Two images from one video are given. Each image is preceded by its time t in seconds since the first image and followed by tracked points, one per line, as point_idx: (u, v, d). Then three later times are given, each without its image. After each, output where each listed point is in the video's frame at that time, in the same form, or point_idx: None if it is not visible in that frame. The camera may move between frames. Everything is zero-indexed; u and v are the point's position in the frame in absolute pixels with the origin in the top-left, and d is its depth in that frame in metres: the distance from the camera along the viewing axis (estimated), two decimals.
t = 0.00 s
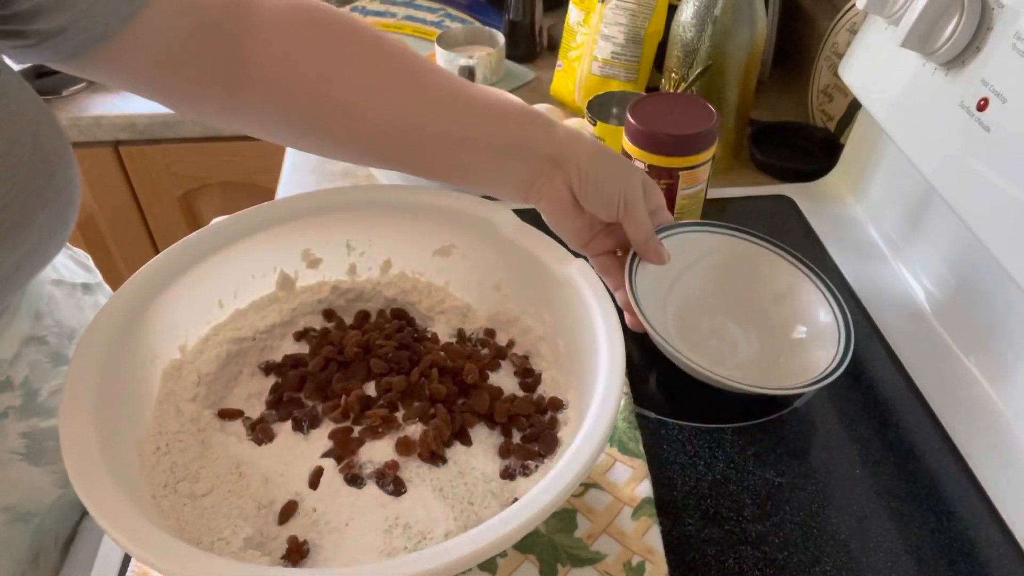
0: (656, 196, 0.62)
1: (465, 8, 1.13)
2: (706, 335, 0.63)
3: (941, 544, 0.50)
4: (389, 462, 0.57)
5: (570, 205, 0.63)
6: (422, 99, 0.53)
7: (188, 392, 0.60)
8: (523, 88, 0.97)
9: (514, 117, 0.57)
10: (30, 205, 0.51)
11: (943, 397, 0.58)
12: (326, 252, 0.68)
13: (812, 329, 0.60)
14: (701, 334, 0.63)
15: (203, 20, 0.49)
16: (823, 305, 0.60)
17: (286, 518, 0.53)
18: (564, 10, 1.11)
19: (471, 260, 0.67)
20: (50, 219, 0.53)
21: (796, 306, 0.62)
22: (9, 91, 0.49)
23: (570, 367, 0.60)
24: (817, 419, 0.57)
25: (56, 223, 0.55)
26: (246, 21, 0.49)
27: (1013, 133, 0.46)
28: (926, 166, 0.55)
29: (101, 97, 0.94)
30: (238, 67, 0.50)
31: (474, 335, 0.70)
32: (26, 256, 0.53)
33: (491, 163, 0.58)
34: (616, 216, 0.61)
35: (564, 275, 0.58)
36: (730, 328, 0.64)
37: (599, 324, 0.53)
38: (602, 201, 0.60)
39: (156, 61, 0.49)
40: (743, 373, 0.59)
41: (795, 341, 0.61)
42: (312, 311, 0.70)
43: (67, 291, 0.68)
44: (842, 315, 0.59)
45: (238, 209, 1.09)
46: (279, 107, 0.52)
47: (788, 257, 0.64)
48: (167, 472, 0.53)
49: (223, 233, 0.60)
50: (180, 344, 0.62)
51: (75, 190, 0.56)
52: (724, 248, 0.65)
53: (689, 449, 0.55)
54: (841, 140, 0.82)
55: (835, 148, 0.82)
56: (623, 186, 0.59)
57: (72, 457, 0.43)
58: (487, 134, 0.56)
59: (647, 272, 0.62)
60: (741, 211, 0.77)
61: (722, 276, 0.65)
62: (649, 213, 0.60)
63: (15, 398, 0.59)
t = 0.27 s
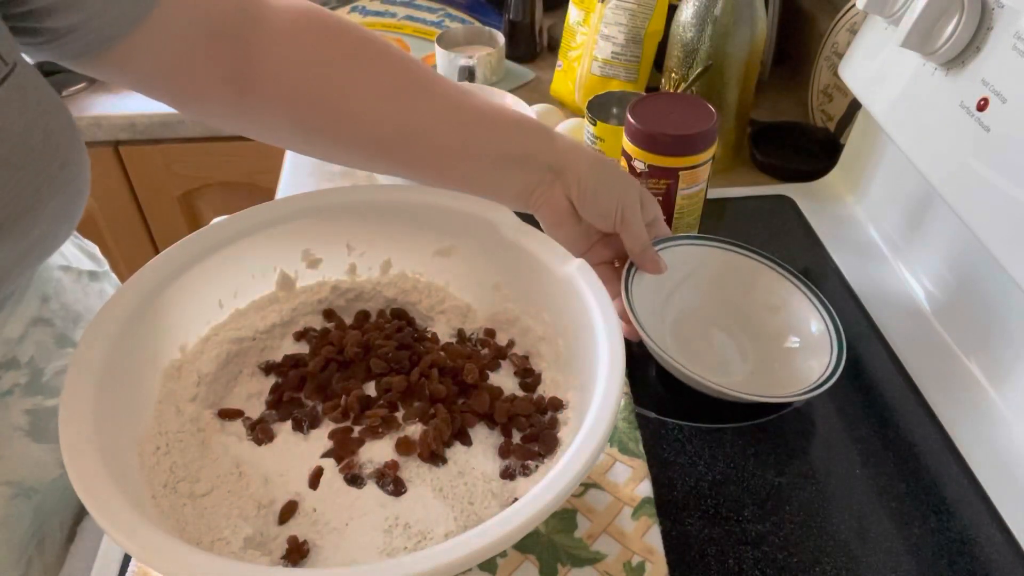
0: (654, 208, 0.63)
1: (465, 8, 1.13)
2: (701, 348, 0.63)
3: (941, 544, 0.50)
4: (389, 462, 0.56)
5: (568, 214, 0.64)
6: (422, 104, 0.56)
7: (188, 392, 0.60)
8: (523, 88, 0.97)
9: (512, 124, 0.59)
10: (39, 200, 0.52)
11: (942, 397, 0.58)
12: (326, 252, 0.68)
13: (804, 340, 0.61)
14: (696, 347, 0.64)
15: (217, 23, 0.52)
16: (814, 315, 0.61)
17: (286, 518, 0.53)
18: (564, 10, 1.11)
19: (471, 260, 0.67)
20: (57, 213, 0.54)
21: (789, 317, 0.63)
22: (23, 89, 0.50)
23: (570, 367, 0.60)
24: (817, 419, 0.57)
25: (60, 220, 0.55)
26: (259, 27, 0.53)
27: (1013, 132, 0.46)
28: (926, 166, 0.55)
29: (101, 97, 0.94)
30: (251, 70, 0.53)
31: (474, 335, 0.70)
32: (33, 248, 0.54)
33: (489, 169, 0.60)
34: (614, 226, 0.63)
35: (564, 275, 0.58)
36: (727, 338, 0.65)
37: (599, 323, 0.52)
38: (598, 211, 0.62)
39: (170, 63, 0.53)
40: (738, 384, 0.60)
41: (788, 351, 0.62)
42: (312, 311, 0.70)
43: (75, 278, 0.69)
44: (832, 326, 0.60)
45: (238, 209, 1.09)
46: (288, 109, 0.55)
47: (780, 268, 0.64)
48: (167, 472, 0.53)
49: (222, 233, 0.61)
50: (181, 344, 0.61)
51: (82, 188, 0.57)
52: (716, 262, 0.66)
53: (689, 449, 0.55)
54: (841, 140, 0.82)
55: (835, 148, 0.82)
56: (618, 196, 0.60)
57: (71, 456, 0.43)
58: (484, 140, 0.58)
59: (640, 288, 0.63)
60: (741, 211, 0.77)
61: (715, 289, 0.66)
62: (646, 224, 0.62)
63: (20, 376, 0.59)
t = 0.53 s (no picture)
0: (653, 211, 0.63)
1: (465, 8, 1.13)
2: (706, 350, 0.63)
3: (941, 544, 0.50)
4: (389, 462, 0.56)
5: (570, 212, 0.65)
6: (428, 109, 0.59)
7: (188, 392, 0.60)
8: (523, 88, 0.97)
9: (515, 127, 0.62)
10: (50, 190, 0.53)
11: (943, 397, 0.58)
12: (326, 252, 0.68)
13: (808, 331, 0.61)
14: (700, 349, 0.64)
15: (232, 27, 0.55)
16: (817, 304, 0.61)
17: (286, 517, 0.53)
18: (564, 11, 1.12)
19: (471, 260, 0.67)
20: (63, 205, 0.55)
21: (789, 309, 0.63)
22: (49, 81, 0.52)
23: (570, 367, 0.60)
24: (817, 419, 0.57)
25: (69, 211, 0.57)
26: (276, 33, 0.56)
27: (1013, 132, 0.46)
28: (926, 166, 0.55)
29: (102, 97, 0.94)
30: (267, 74, 0.57)
31: (474, 335, 0.70)
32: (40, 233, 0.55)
33: (490, 172, 0.63)
34: (615, 228, 0.63)
35: (564, 275, 0.58)
36: (733, 338, 0.64)
37: (599, 323, 0.52)
38: (597, 214, 0.63)
39: (181, 62, 0.55)
40: (744, 381, 0.60)
41: (791, 342, 0.62)
42: (312, 311, 0.70)
43: (88, 260, 0.68)
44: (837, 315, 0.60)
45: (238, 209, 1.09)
46: (299, 109, 0.58)
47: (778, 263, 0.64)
48: (167, 471, 0.53)
49: (223, 232, 0.61)
50: (181, 344, 0.61)
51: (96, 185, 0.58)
52: (711, 261, 0.66)
53: (689, 449, 0.55)
54: (840, 140, 0.82)
55: (835, 148, 0.82)
56: (619, 199, 0.61)
57: (71, 455, 0.43)
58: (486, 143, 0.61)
59: (639, 296, 0.62)
60: (741, 211, 0.77)
61: (712, 287, 0.66)
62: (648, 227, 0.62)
63: (27, 346, 0.59)
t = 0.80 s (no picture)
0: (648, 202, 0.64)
1: (465, 9, 1.14)
2: (710, 347, 0.63)
3: (941, 544, 0.50)
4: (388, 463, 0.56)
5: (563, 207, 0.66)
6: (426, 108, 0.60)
7: (187, 391, 0.60)
8: (523, 88, 0.97)
9: (505, 129, 0.62)
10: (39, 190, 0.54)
11: (943, 397, 0.58)
12: (326, 252, 0.68)
13: (812, 322, 0.61)
14: (705, 345, 0.63)
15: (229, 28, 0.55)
16: (824, 291, 0.62)
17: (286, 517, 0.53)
18: (564, 11, 1.12)
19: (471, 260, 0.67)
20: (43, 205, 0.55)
21: (792, 302, 0.64)
22: (45, 84, 0.53)
23: (570, 366, 0.60)
24: (817, 419, 0.57)
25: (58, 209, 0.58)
26: (272, 34, 0.56)
27: (1013, 133, 0.46)
28: (926, 166, 0.55)
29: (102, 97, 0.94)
30: (262, 73, 0.57)
31: (474, 335, 0.70)
32: (24, 227, 0.56)
33: (491, 169, 0.63)
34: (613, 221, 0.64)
35: (564, 275, 0.58)
36: (737, 334, 0.64)
37: (600, 322, 0.53)
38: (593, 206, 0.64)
39: (179, 68, 0.55)
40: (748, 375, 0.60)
41: (793, 339, 0.62)
42: (312, 311, 0.70)
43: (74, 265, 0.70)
44: (845, 299, 0.60)
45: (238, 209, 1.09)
46: (292, 112, 0.58)
47: (782, 253, 0.65)
48: (167, 471, 0.53)
49: (222, 233, 0.61)
50: (181, 344, 0.61)
51: (83, 189, 0.59)
52: (709, 258, 0.66)
53: (689, 449, 0.55)
54: (840, 140, 0.82)
55: (835, 148, 0.82)
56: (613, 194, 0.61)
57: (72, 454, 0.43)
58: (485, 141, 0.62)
59: (642, 293, 0.63)
60: (741, 211, 0.77)
61: (711, 285, 0.66)
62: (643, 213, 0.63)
63: None
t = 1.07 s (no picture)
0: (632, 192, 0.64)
1: (465, 9, 1.14)
2: (707, 345, 0.63)
3: (941, 544, 0.50)
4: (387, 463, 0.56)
5: (517, 153, 0.67)
6: (311, 52, 0.65)
7: (187, 391, 0.60)
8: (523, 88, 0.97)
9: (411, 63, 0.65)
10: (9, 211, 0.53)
11: (944, 397, 0.58)
12: (325, 251, 0.68)
13: (813, 322, 0.61)
14: (705, 344, 0.63)
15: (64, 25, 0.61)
16: (824, 291, 0.62)
17: (286, 517, 0.53)
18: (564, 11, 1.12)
19: (471, 260, 0.67)
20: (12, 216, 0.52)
21: (792, 302, 0.64)
22: None
23: (570, 366, 0.60)
24: (818, 419, 0.57)
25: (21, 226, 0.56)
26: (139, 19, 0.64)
27: (1013, 133, 0.46)
28: (926, 166, 0.55)
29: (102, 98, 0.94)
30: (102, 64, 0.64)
31: (474, 335, 0.69)
32: None
33: (410, 108, 0.66)
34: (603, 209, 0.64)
35: (563, 275, 0.58)
36: (736, 333, 0.64)
37: (600, 322, 0.53)
38: (534, 142, 0.67)
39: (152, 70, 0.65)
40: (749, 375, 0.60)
41: (794, 339, 0.62)
42: (312, 311, 0.69)
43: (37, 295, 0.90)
44: (845, 298, 0.60)
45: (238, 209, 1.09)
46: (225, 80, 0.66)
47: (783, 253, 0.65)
48: (167, 471, 0.53)
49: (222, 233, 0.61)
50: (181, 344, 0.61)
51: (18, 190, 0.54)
52: (711, 254, 0.66)
53: (689, 449, 0.55)
54: (840, 140, 0.82)
55: (835, 148, 0.82)
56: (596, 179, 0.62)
57: (71, 453, 0.43)
58: (417, 74, 0.65)
59: (645, 288, 0.62)
60: (741, 211, 0.77)
61: (711, 281, 0.66)
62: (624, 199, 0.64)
63: None
